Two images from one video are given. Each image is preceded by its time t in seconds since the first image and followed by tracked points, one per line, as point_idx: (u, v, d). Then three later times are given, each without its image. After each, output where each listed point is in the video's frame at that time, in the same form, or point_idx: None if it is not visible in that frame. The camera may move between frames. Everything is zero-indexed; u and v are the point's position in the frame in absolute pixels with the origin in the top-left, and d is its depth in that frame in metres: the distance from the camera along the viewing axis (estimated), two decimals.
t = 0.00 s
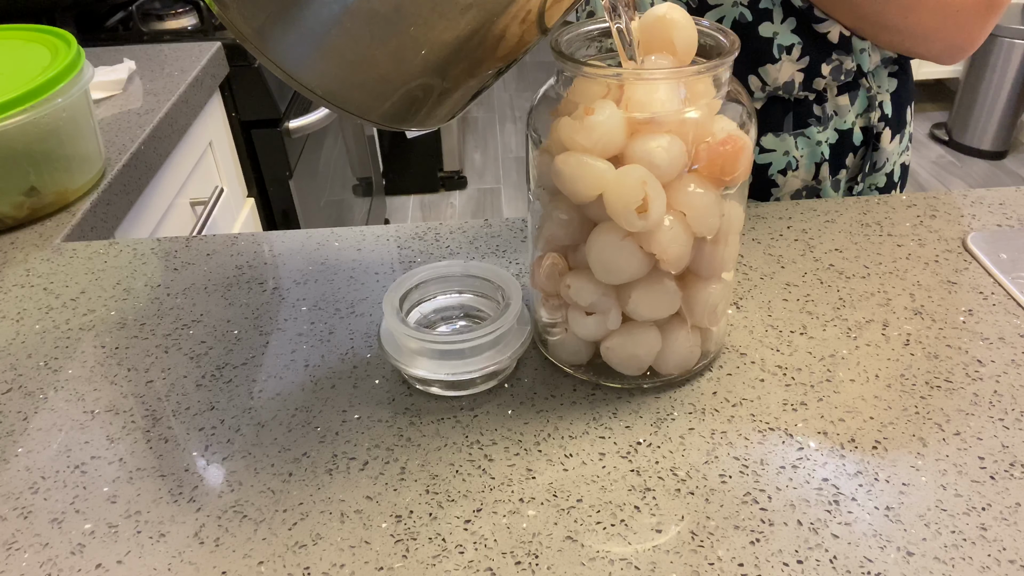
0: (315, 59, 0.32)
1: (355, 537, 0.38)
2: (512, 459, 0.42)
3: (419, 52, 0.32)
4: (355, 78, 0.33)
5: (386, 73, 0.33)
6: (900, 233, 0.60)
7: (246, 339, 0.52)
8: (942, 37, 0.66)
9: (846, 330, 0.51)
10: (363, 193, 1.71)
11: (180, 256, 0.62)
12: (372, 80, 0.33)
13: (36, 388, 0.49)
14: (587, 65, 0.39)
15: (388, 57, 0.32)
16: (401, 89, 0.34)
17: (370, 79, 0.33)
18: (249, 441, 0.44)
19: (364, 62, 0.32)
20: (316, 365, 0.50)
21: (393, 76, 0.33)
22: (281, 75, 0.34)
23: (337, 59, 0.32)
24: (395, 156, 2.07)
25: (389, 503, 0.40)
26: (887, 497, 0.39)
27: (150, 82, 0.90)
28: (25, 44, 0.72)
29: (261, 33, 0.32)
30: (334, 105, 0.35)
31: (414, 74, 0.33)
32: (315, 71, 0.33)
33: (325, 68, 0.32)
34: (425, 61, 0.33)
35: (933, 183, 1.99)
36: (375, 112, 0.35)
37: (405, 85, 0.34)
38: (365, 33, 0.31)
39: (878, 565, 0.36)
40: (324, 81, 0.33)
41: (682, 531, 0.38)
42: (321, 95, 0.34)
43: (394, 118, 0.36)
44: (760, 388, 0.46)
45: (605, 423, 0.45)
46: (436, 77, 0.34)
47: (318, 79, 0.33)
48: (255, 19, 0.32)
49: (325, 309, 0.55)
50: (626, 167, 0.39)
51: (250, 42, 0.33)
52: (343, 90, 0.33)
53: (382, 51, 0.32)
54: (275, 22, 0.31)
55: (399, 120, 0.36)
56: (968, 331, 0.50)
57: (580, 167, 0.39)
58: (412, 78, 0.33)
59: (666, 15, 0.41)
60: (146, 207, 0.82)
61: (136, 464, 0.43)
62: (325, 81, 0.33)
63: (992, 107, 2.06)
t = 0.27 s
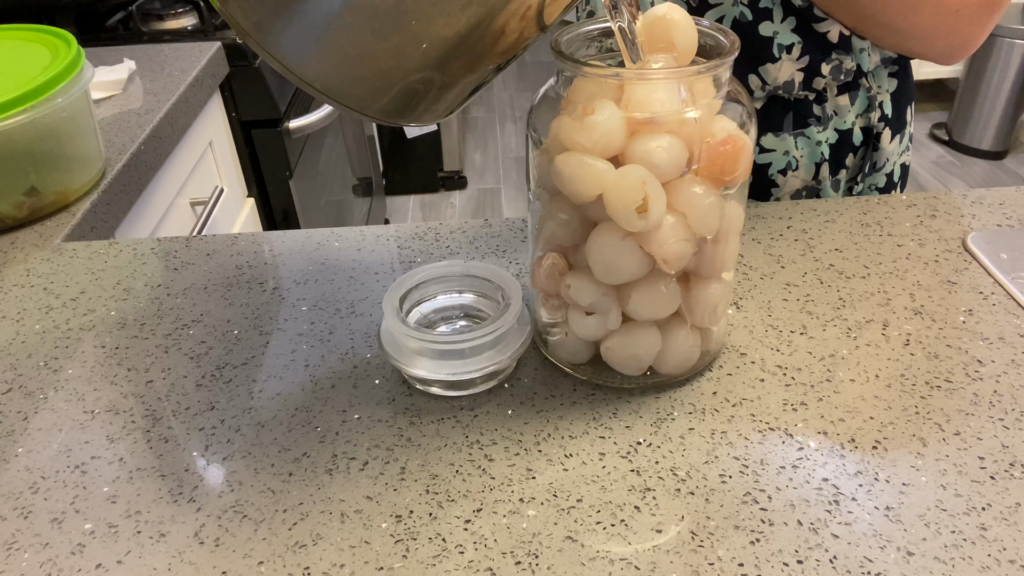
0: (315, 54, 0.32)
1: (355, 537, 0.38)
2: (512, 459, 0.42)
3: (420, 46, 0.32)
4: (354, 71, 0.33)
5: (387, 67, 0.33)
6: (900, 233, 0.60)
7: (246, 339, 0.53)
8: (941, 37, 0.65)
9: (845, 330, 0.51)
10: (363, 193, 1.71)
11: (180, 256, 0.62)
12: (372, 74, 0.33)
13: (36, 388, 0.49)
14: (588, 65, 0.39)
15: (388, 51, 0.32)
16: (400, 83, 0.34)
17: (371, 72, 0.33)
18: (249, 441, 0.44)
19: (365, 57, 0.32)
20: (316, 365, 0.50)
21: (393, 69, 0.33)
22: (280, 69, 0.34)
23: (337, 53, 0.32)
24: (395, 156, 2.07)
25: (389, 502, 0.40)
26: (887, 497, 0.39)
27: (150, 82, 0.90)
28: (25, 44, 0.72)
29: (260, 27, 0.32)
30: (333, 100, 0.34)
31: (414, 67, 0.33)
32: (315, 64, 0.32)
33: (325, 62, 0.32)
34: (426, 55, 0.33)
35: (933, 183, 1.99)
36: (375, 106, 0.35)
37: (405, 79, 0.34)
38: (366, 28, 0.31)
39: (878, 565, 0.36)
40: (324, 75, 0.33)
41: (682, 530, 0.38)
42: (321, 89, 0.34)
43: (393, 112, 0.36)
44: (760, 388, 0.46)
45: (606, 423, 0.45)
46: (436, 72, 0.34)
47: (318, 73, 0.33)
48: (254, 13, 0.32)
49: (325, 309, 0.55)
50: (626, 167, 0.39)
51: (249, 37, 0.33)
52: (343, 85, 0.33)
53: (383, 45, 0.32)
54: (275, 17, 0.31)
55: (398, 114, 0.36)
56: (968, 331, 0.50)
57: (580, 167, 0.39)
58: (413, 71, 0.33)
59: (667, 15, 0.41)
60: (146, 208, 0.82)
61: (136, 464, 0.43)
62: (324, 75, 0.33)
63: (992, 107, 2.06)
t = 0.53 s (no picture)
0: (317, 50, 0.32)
1: (355, 537, 0.38)
2: (512, 459, 0.42)
3: (421, 44, 0.32)
4: (355, 68, 0.33)
5: (388, 64, 0.33)
6: (900, 233, 0.60)
7: (246, 339, 0.53)
8: (941, 37, 0.65)
9: (845, 330, 0.51)
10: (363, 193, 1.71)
11: (179, 255, 0.62)
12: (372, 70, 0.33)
13: (36, 388, 0.49)
14: (587, 65, 0.39)
15: (389, 48, 0.32)
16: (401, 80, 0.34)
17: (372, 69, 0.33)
18: (249, 441, 0.44)
19: (366, 53, 0.32)
20: (316, 365, 0.50)
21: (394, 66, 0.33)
22: (281, 65, 0.34)
23: (339, 49, 0.32)
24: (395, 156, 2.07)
25: (389, 502, 0.40)
26: (887, 497, 0.39)
27: (150, 82, 0.90)
28: (25, 44, 0.72)
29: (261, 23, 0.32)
30: (333, 96, 0.34)
31: (415, 65, 0.33)
32: (317, 60, 0.33)
33: (326, 58, 0.32)
34: (427, 53, 0.33)
35: (933, 183, 1.99)
36: (375, 103, 0.35)
37: (406, 77, 0.34)
38: (368, 25, 0.31)
39: (878, 565, 0.36)
40: (325, 71, 0.33)
41: (682, 531, 0.38)
42: (322, 85, 0.34)
43: (393, 109, 0.36)
44: (759, 388, 0.46)
45: (606, 423, 0.45)
46: (437, 71, 0.34)
47: (319, 69, 0.33)
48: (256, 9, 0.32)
49: (325, 309, 0.55)
50: (626, 167, 0.39)
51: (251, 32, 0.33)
52: (344, 81, 0.33)
53: (384, 42, 0.32)
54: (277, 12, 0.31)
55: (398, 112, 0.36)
56: (968, 331, 0.50)
57: (580, 167, 0.39)
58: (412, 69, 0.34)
59: (666, 15, 0.41)
60: (146, 208, 0.83)
61: (136, 464, 0.43)
62: (325, 71, 0.33)
63: (992, 107, 2.06)
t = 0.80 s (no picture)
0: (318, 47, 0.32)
1: (355, 537, 0.38)
2: (512, 459, 0.42)
3: (423, 43, 0.32)
4: (356, 65, 0.33)
5: (389, 62, 0.33)
6: (900, 233, 0.60)
7: (246, 339, 0.53)
8: (941, 37, 0.65)
9: (845, 330, 0.51)
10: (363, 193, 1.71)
11: (179, 255, 0.62)
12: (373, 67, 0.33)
13: (36, 387, 0.49)
14: (588, 65, 0.39)
15: (391, 46, 0.32)
16: (402, 78, 0.34)
17: (373, 67, 0.33)
18: (249, 441, 0.44)
19: (367, 51, 0.32)
20: (316, 365, 0.50)
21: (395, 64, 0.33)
22: (281, 62, 0.34)
23: (340, 47, 0.32)
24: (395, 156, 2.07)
25: (389, 502, 0.40)
26: (887, 497, 0.39)
27: (150, 82, 0.90)
28: (25, 44, 0.72)
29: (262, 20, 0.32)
30: (333, 93, 0.34)
31: (416, 63, 0.33)
32: (318, 57, 0.33)
33: (326, 54, 0.32)
34: (428, 51, 0.33)
35: (933, 183, 1.99)
36: (376, 99, 0.35)
37: (407, 75, 0.34)
38: (370, 22, 0.31)
39: (878, 565, 0.36)
40: (326, 68, 0.33)
41: (682, 531, 0.38)
42: (321, 82, 0.34)
43: (393, 106, 0.36)
44: (760, 388, 0.46)
45: (606, 423, 0.45)
46: (438, 69, 0.34)
47: (320, 66, 0.33)
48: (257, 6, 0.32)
49: (325, 309, 0.55)
50: (626, 167, 0.39)
51: (250, 28, 0.33)
52: (344, 78, 0.33)
53: (386, 40, 0.32)
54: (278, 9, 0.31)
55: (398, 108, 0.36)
56: (968, 331, 0.50)
57: (580, 167, 0.39)
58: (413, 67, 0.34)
59: (666, 15, 0.41)
60: (146, 207, 0.82)
61: (136, 464, 0.43)
62: (326, 68, 0.33)
63: (992, 108, 2.06)
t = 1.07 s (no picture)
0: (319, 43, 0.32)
1: (355, 537, 0.38)
2: (512, 459, 0.42)
3: (423, 39, 0.32)
4: (357, 61, 0.33)
5: (389, 58, 0.33)
6: (900, 233, 0.60)
7: (246, 339, 0.52)
8: (941, 36, 0.65)
9: (846, 330, 0.51)
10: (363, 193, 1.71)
11: (179, 255, 0.62)
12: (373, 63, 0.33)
13: (36, 387, 0.49)
14: (588, 65, 0.39)
15: (391, 42, 0.32)
16: (402, 74, 0.34)
17: (373, 62, 0.33)
18: (249, 441, 0.44)
19: (367, 47, 0.32)
20: (316, 364, 0.50)
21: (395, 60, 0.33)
22: (281, 57, 0.34)
23: (341, 43, 0.32)
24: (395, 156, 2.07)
25: (389, 502, 0.40)
26: (887, 497, 0.39)
27: (150, 82, 0.90)
28: (25, 44, 0.72)
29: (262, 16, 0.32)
30: (333, 88, 0.35)
31: (417, 59, 0.33)
32: (318, 53, 0.33)
33: (327, 51, 0.32)
34: (429, 48, 0.33)
35: (933, 183, 1.99)
36: (375, 95, 0.35)
37: (407, 71, 0.34)
38: (370, 19, 0.31)
39: (878, 566, 0.36)
40: (326, 64, 0.33)
41: (682, 531, 0.38)
42: (321, 77, 0.34)
43: (393, 103, 0.36)
44: (760, 388, 0.46)
45: (606, 423, 0.45)
46: (439, 65, 0.34)
47: (320, 62, 0.33)
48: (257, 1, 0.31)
49: (325, 309, 0.55)
50: (626, 168, 0.39)
51: (250, 23, 0.33)
52: (344, 74, 0.33)
53: (386, 36, 0.32)
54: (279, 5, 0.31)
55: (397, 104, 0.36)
56: (968, 332, 0.50)
57: (580, 167, 0.39)
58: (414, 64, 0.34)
59: (667, 15, 0.41)
60: (146, 207, 0.82)
61: (136, 464, 0.43)
62: (327, 64, 0.33)
63: (992, 108, 2.06)
